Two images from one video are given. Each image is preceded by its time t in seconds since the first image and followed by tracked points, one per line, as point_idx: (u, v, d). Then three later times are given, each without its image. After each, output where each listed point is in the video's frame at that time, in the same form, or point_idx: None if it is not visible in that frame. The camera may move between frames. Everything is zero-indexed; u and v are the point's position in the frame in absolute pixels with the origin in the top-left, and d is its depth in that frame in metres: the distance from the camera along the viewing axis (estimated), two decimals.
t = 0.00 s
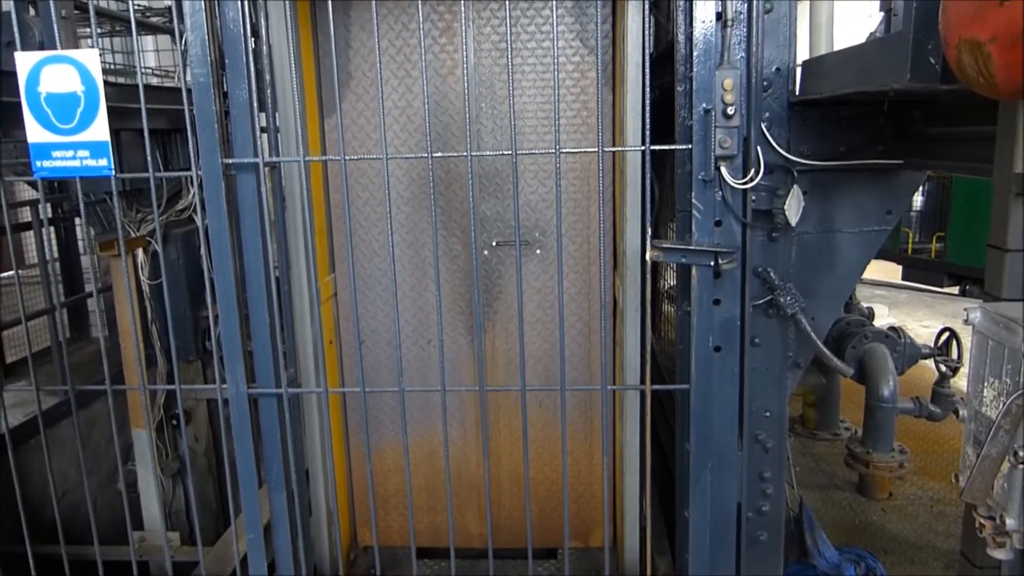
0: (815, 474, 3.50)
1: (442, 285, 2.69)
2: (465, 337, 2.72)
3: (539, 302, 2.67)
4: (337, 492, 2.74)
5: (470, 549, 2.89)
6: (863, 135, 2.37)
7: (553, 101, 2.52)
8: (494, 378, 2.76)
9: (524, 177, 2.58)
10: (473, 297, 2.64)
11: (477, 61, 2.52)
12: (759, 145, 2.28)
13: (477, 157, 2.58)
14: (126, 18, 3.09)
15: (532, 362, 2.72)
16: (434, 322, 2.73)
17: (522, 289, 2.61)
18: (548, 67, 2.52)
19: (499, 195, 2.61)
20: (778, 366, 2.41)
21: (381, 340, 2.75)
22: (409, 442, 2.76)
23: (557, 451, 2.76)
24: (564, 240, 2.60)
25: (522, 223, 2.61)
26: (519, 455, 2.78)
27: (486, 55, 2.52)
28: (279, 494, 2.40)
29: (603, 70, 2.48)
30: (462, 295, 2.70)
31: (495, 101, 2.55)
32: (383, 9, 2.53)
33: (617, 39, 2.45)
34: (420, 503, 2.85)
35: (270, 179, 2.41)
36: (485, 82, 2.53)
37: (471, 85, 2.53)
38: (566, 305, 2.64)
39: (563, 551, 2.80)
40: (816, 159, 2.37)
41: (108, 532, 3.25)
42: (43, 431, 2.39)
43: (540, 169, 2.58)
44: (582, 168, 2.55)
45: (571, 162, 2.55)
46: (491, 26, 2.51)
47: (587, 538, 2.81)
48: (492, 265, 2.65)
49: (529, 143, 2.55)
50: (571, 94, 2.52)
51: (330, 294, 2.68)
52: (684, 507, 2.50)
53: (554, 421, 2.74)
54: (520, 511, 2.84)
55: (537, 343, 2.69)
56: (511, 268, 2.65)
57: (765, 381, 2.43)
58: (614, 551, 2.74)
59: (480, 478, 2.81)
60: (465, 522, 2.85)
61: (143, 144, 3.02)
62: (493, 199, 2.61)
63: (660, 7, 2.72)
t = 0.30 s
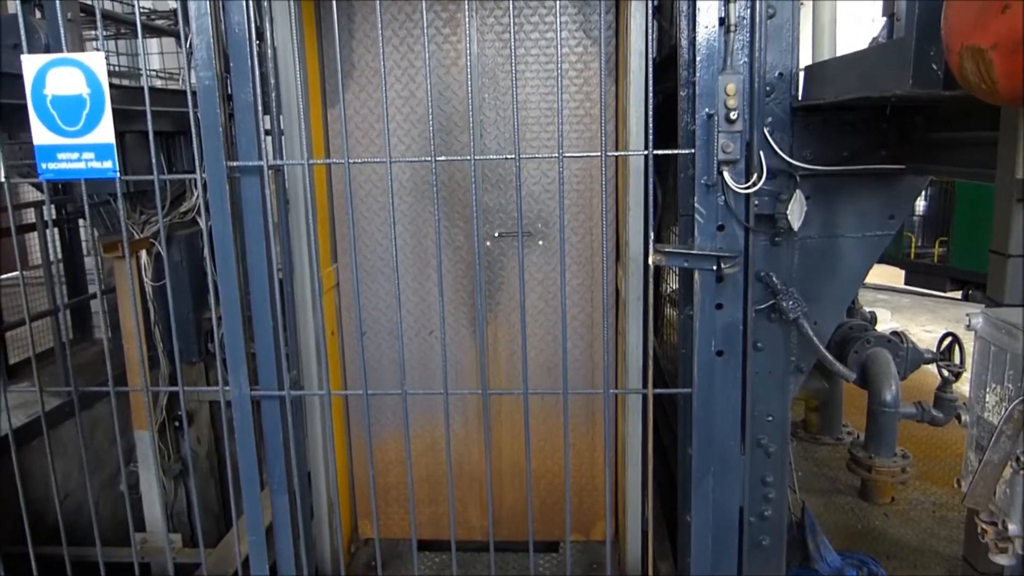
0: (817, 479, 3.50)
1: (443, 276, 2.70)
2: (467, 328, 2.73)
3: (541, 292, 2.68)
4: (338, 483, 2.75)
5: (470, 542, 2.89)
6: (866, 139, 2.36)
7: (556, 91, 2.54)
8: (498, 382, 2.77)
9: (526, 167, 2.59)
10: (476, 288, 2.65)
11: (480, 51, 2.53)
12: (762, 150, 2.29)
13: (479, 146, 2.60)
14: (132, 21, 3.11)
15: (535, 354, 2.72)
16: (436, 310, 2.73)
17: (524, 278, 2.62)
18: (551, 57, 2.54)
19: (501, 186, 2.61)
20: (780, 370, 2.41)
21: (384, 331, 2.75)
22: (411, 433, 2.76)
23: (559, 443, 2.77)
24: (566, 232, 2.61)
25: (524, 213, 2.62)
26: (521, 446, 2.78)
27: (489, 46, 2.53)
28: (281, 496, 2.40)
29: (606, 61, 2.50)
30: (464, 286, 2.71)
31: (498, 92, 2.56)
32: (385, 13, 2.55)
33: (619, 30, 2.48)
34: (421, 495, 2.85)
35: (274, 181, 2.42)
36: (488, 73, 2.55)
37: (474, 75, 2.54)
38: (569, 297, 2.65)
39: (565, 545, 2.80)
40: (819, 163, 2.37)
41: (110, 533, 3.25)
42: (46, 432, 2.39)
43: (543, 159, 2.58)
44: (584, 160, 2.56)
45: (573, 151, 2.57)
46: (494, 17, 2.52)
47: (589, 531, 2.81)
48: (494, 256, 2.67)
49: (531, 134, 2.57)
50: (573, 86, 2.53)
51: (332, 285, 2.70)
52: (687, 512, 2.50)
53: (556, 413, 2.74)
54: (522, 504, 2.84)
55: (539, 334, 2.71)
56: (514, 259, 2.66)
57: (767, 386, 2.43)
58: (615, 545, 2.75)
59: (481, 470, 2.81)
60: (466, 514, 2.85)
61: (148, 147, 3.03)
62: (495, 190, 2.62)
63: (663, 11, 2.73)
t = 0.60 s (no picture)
0: (819, 484, 3.49)
1: (444, 272, 2.70)
2: (468, 323, 2.73)
3: (542, 288, 2.69)
4: (340, 480, 2.75)
5: (472, 539, 2.88)
6: (866, 145, 2.36)
7: (556, 86, 2.54)
8: (499, 388, 2.77)
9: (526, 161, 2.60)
10: (476, 282, 2.65)
11: (480, 46, 2.54)
12: (762, 156, 2.30)
13: (479, 140, 2.60)
14: (135, 28, 3.12)
15: (536, 349, 2.73)
16: (435, 304, 2.73)
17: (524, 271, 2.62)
18: (551, 52, 2.54)
19: (503, 181, 2.62)
20: (781, 375, 2.41)
21: (385, 326, 2.75)
22: (412, 428, 2.76)
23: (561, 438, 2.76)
24: (567, 227, 2.61)
25: (525, 208, 2.63)
26: (522, 442, 2.77)
27: (489, 41, 2.54)
28: (284, 503, 2.40)
29: (606, 56, 2.51)
30: (464, 282, 2.71)
31: (498, 86, 2.57)
32: (389, 9, 2.56)
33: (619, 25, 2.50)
34: (422, 491, 2.85)
35: (276, 188, 2.43)
36: (488, 68, 2.56)
37: (474, 70, 2.56)
38: (570, 291, 2.65)
39: (567, 542, 2.79)
40: (819, 169, 2.37)
41: (111, 540, 3.25)
42: (48, 438, 2.39)
43: (543, 153, 2.59)
44: (585, 150, 2.57)
45: (574, 145, 2.57)
46: (495, 12, 2.53)
47: (591, 527, 2.80)
48: (495, 251, 2.67)
49: (533, 129, 2.58)
50: (573, 80, 2.54)
51: (333, 281, 2.70)
52: (688, 517, 2.50)
53: (557, 410, 2.74)
54: (523, 500, 2.82)
55: (540, 329, 2.71)
56: (515, 253, 2.67)
57: (768, 393, 2.43)
58: (618, 542, 2.74)
59: (483, 465, 2.80)
60: (467, 511, 2.85)
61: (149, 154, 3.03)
62: (497, 185, 2.63)
63: (663, 18, 2.74)
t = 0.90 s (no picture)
0: (821, 501, 3.47)
1: (444, 282, 2.52)
2: (468, 329, 2.55)
3: (543, 293, 2.53)
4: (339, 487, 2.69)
5: (473, 548, 2.77)
6: (863, 162, 2.37)
7: (555, 91, 2.40)
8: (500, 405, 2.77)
9: (526, 166, 2.45)
10: (475, 289, 2.47)
11: (480, 52, 2.38)
12: (761, 173, 2.32)
13: (479, 146, 2.44)
14: (137, 46, 3.14)
15: (537, 354, 2.57)
16: (436, 312, 2.56)
17: (525, 275, 2.45)
18: (551, 57, 2.40)
19: (502, 187, 2.45)
20: (782, 393, 2.42)
21: (385, 332, 2.59)
22: (411, 436, 2.64)
23: (562, 443, 2.65)
24: (567, 232, 2.47)
25: (525, 214, 2.46)
26: (524, 450, 2.67)
27: (488, 48, 2.39)
28: (284, 523, 2.38)
29: (606, 62, 2.40)
30: (465, 287, 2.53)
31: (498, 92, 2.41)
32: (390, 15, 2.41)
33: (619, 31, 2.40)
34: (422, 500, 2.73)
35: (277, 206, 2.43)
36: (488, 73, 2.40)
37: (474, 76, 2.39)
38: (570, 297, 2.51)
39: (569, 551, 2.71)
40: (817, 186, 2.38)
41: (111, 560, 3.23)
42: (47, 457, 2.38)
43: (542, 160, 2.44)
44: (585, 156, 2.44)
45: (573, 150, 2.44)
46: (493, 17, 2.37)
47: (592, 535, 2.73)
48: (495, 257, 2.50)
49: (532, 135, 2.43)
50: (573, 85, 2.41)
51: (332, 285, 2.59)
52: (690, 535, 2.49)
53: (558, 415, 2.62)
54: (524, 507, 2.73)
55: (540, 334, 2.54)
56: (515, 259, 2.49)
57: (770, 409, 2.43)
58: (620, 549, 2.68)
59: (484, 472, 2.69)
60: (468, 519, 2.73)
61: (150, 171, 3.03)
62: (497, 191, 2.45)
63: (662, 35, 2.76)
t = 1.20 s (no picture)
0: (823, 536, 3.44)
1: (443, 313, 2.53)
2: (467, 358, 2.55)
3: (541, 321, 2.53)
4: (337, 520, 2.66)
5: None
6: (859, 197, 2.39)
7: (554, 122, 2.42)
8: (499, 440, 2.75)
9: (525, 196, 2.46)
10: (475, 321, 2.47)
11: (479, 83, 2.40)
12: (758, 209, 2.34)
13: (478, 175, 2.45)
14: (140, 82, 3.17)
15: (536, 382, 2.56)
16: (435, 341, 2.56)
17: (524, 304, 2.45)
18: (549, 88, 2.41)
19: (499, 214, 2.47)
20: (781, 427, 2.43)
21: (384, 361, 2.58)
22: (410, 466, 2.62)
23: (561, 474, 2.63)
24: (565, 260, 2.48)
25: (523, 241, 2.47)
26: (522, 481, 2.65)
27: (487, 78, 2.41)
28: (281, 559, 2.36)
29: (603, 92, 2.41)
30: (464, 316, 2.53)
31: (497, 123, 2.42)
32: (389, 48, 2.43)
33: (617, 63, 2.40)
34: (420, 531, 2.69)
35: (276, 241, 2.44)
36: (488, 104, 2.41)
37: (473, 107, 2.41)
38: (569, 325, 2.51)
39: None
40: (814, 222, 2.38)
41: None
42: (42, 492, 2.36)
43: (541, 189, 2.46)
44: (583, 186, 2.46)
45: (572, 181, 2.45)
46: (492, 49, 2.40)
47: (592, 563, 2.66)
48: (494, 285, 2.50)
49: (530, 164, 2.44)
50: (571, 116, 2.43)
51: (332, 315, 2.59)
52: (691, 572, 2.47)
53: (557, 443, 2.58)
54: (523, 539, 2.70)
55: (540, 363, 2.54)
56: (514, 287, 2.49)
57: (769, 445, 2.43)
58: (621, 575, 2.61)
59: (482, 502, 2.67)
60: (466, 550, 2.69)
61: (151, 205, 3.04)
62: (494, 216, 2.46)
63: (659, 71, 2.78)
